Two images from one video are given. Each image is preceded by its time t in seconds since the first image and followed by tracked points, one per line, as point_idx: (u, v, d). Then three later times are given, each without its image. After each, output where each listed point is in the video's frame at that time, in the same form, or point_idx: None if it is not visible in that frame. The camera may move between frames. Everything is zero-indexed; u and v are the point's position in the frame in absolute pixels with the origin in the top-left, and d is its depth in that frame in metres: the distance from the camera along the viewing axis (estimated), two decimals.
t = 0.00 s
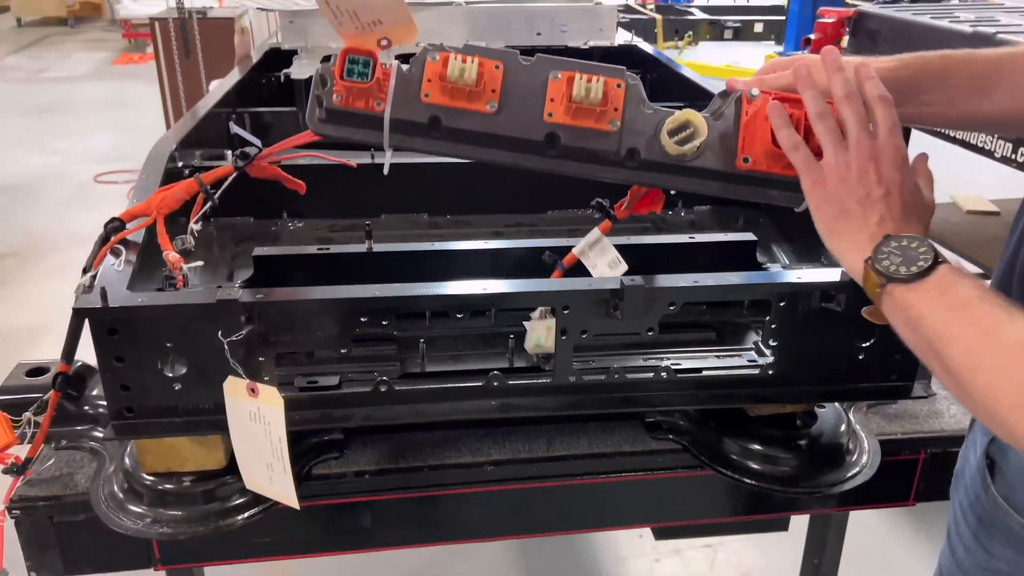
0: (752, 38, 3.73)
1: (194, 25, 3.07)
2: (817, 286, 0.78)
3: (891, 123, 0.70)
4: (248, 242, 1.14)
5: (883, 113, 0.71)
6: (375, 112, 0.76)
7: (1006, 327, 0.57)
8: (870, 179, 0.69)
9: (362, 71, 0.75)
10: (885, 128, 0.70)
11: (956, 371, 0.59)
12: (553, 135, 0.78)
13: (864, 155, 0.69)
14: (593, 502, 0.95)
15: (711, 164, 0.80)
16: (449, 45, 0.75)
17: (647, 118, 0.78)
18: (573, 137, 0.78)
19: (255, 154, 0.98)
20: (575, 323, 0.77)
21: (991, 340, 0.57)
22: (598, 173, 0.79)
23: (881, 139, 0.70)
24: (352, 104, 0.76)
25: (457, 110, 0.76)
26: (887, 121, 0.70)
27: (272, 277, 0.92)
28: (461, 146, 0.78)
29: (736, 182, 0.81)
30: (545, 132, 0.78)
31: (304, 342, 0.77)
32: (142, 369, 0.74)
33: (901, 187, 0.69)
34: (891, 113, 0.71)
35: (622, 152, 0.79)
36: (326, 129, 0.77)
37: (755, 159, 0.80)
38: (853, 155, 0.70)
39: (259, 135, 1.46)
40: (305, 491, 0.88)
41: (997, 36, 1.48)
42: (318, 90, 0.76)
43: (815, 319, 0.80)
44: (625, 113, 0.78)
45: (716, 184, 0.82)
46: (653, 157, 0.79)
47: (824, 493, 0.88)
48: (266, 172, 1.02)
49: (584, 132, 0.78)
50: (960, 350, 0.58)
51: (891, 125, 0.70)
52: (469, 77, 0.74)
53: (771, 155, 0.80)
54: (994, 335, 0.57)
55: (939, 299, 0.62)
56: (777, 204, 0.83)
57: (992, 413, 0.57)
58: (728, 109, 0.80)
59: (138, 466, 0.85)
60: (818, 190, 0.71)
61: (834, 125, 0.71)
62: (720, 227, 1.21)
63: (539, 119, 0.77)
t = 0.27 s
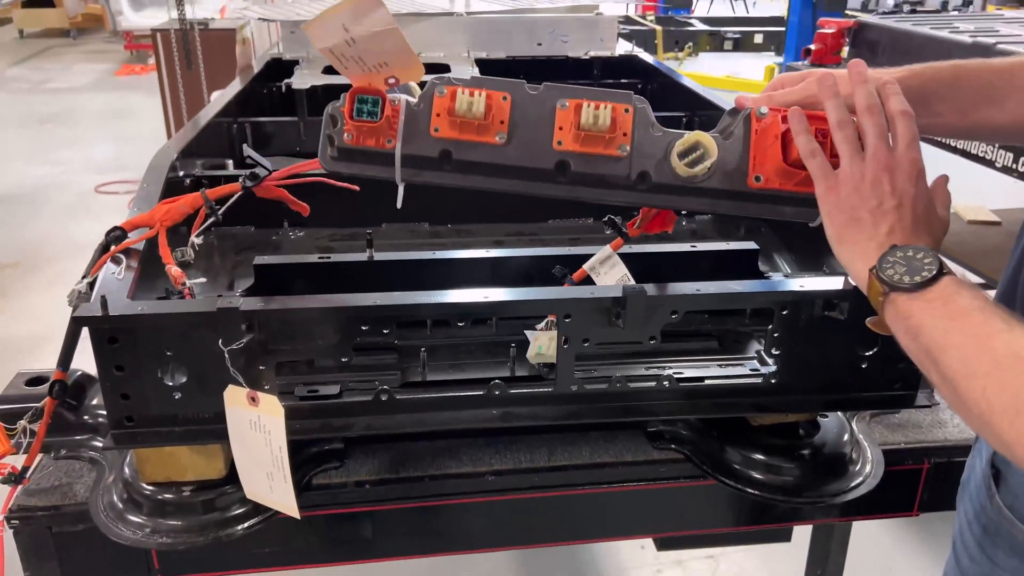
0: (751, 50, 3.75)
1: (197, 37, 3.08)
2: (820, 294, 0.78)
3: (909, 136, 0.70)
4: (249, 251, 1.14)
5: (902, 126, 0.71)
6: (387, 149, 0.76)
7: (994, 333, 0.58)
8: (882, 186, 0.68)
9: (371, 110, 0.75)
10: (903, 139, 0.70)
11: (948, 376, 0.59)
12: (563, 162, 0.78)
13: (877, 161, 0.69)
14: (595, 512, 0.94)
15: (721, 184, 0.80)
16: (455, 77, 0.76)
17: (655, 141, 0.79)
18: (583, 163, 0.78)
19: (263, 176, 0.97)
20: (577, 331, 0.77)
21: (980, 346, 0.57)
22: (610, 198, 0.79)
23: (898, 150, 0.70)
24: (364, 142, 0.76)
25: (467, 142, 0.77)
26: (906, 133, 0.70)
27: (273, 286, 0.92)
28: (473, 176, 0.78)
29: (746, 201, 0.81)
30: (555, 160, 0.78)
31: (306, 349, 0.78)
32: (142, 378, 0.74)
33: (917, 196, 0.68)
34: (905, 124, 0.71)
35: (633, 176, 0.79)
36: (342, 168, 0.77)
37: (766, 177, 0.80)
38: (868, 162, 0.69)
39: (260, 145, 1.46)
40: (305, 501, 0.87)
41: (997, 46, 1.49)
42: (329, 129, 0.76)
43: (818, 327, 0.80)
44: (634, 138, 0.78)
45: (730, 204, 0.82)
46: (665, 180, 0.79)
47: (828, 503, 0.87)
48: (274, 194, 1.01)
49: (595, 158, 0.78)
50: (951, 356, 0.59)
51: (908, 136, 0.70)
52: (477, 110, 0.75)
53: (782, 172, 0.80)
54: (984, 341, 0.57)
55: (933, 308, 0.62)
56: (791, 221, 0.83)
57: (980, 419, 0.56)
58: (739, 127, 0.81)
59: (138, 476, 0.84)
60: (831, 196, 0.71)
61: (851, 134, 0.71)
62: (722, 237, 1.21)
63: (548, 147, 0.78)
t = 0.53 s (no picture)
0: (751, 56, 3.77)
1: (198, 44, 3.10)
2: (820, 298, 0.78)
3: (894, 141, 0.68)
4: (249, 256, 1.15)
5: (884, 133, 0.69)
6: (399, 165, 0.77)
7: (960, 327, 0.52)
8: (865, 182, 0.64)
9: (382, 126, 0.76)
10: (891, 145, 0.68)
11: (915, 381, 0.53)
12: (574, 173, 0.79)
13: (861, 161, 0.66)
14: (595, 517, 0.94)
15: (732, 191, 0.80)
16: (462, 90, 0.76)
17: (666, 150, 0.79)
18: (594, 173, 0.78)
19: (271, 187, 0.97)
20: (576, 335, 0.77)
21: (946, 344, 0.51)
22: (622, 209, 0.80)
23: (882, 152, 0.67)
24: (375, 158, 0.77)
25: (478, 156, 0.77)
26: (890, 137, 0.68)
27: (273, 290, 0.92)
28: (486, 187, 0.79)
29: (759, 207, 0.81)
30: (565, 171, 0.78)
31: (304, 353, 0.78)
32: (141, 382, 0.74)
33: (900, 193, 0.65)
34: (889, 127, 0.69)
35: (643, 186, 0.79)
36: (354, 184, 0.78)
37: (778, 183, 0.80)
38: (855, 162, 0.66)
39: (260, 150, 1.47)
40: (305, 506, 0.87)
41: (996, 51, 1.49)
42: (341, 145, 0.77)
43: (817, 331, 0.80)
44: (643, 147, 0.78)
45: (740, 210, 0.81)
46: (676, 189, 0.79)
47: (828, 507, 0.87)
48: (281, 206, 1.00)
49: (605, 168, 0.78)
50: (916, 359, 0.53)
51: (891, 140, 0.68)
52: (486, 122, 0.75)
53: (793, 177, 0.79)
54: (952, 339, 0.51)
55: (890, 301, 0.56)
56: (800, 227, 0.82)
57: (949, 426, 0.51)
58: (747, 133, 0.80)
59: (137, 480, 0.84)
60: (814, 198, 0.66)
61: (837, 138, 0.69)
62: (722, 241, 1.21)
63: (558, 159, 0.78)
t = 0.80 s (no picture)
0: (750, 58, 3.77)
1: (198, 47, 3.10)
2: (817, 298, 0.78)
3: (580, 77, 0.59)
4: (247, 258, 1.15)
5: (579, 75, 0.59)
6: (413, 171, 0.80)
7: (857, 328, 0.47)
8: (548, 156, 0.56)
9: (398, 133, 0.81)
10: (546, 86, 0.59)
11: (833, 393, 0.49)
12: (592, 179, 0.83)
13: (536, 120, 0.58)
14: (593, 519, 0.94)
15: (751, 195, 0.85)
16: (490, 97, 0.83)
17: (681, 154, 0.84)
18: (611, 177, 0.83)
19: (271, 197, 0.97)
20: (574, 335, 0.77)
21: (855, 354, 0.47)
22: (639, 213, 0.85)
23: (561, 99, 0.58)
24: (390, 165, 0.81)
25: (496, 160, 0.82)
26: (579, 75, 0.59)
27: (270, 291, 0.92)
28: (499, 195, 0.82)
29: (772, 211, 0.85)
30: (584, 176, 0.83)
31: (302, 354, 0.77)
32: (139, 384, 0.74)
33: (553, 150, 0.56)
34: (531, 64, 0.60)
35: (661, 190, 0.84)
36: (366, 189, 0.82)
37: (796, 188, 0.84)
38: (579, 119, 0.57)
39: (260, 153, 1.47)
40: (303, 508, 0.87)
41: (994, 52, 1.49)
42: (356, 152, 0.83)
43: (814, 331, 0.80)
44: (660, 152, 0.84)
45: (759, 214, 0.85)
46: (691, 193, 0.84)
47: (826, 508, 0.87)
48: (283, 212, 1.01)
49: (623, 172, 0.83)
50: (830, 374, 0.48)
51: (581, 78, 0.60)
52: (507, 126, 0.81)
53: (809, 182, 0.83)
54: (856, 347, 0.47)
55: (729, 293, 0.50)
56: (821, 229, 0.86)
57: (890, 431, 0.48)
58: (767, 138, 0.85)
59: (134, 482, 0.84)
60: (583, 164, 0.56)
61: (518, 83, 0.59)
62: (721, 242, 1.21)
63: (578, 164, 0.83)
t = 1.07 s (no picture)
0: (750, 59, 3.77)
1: (197, 48, 3.10)
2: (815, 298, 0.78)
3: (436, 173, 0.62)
4: (244, 259, 1.14)
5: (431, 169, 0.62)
6: (398, 147, 0.80)
7: (812, 353, 0.50)
8: (481, 257, 0.60)
9: (384, 106, 0.80)
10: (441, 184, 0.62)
11: (782, 406, 0.53)
12: (580, 163, 0.82)
13: (454, 221, 0.60)
14: (591, 520, 0.93)
15: (744, 189, 0.83)
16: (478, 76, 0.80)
17: (676, 144, 0.82)
18: (599, 163, 0.82)
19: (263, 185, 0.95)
20: (571, 336, 0.77)
21: (815, 378, 0.51)
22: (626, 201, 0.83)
23: (456, 194, 0.61)
24: (374, 139, 0.80)
25: (482, 141, 0.81)
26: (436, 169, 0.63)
27: (267, 292, 0.92)
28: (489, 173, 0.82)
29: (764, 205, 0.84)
30: (572, 160, 0.81)
31: (298, 355, 0.76)
32: (135, 386, 0.74)
33: (472, 252, 0.60)
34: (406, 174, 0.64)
35: (651, 179, 0.82)
36: (346, 163, 0.82)
37: (789, 183, 0.82)
38: (487, 204, 0.61)
39: (257, 155, 1.47)
40: (299, 509, 0.86)
41: (993, 53, 1.49)
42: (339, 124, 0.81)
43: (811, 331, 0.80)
44: (653, 140, 0.82)
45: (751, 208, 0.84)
46: (682, 182, 0.82)
47: (825, 510, 0.86)
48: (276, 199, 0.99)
49: (613, 159, 0.81)
50: (776, 390, 0.52)
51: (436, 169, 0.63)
52: (494, 109, 0.79)
53: (803, 177, 0.82)
54: (814, 371, 0.51)
55: (673, 325, 0.54)
56: (811, 226, 0.85)
57: (861, 443, 0.52)
58: (762, 128, 0.83)
59: (130, 484, 0.83)
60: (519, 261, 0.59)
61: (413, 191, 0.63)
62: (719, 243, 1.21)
63: (567, 149, 0.81)
